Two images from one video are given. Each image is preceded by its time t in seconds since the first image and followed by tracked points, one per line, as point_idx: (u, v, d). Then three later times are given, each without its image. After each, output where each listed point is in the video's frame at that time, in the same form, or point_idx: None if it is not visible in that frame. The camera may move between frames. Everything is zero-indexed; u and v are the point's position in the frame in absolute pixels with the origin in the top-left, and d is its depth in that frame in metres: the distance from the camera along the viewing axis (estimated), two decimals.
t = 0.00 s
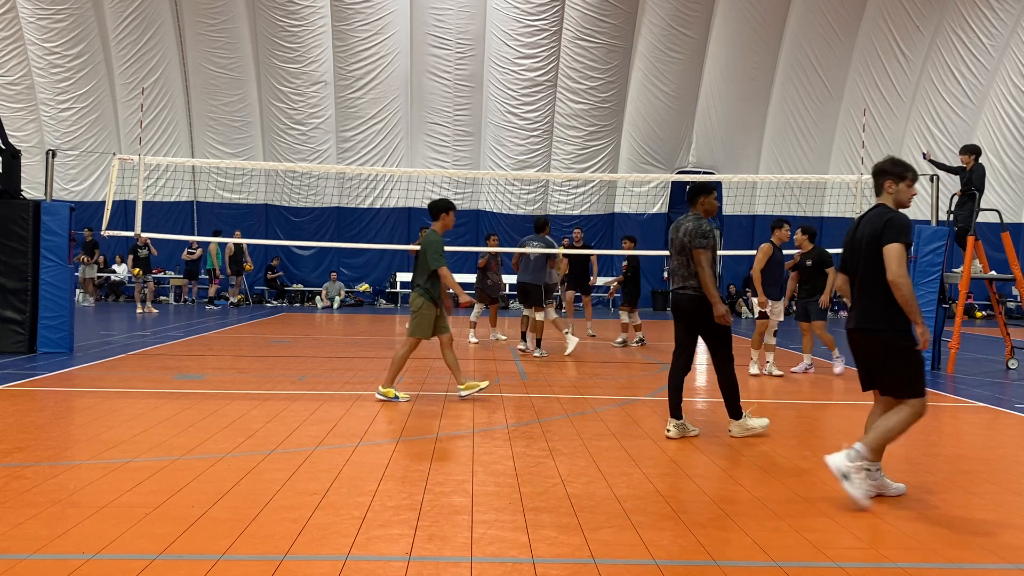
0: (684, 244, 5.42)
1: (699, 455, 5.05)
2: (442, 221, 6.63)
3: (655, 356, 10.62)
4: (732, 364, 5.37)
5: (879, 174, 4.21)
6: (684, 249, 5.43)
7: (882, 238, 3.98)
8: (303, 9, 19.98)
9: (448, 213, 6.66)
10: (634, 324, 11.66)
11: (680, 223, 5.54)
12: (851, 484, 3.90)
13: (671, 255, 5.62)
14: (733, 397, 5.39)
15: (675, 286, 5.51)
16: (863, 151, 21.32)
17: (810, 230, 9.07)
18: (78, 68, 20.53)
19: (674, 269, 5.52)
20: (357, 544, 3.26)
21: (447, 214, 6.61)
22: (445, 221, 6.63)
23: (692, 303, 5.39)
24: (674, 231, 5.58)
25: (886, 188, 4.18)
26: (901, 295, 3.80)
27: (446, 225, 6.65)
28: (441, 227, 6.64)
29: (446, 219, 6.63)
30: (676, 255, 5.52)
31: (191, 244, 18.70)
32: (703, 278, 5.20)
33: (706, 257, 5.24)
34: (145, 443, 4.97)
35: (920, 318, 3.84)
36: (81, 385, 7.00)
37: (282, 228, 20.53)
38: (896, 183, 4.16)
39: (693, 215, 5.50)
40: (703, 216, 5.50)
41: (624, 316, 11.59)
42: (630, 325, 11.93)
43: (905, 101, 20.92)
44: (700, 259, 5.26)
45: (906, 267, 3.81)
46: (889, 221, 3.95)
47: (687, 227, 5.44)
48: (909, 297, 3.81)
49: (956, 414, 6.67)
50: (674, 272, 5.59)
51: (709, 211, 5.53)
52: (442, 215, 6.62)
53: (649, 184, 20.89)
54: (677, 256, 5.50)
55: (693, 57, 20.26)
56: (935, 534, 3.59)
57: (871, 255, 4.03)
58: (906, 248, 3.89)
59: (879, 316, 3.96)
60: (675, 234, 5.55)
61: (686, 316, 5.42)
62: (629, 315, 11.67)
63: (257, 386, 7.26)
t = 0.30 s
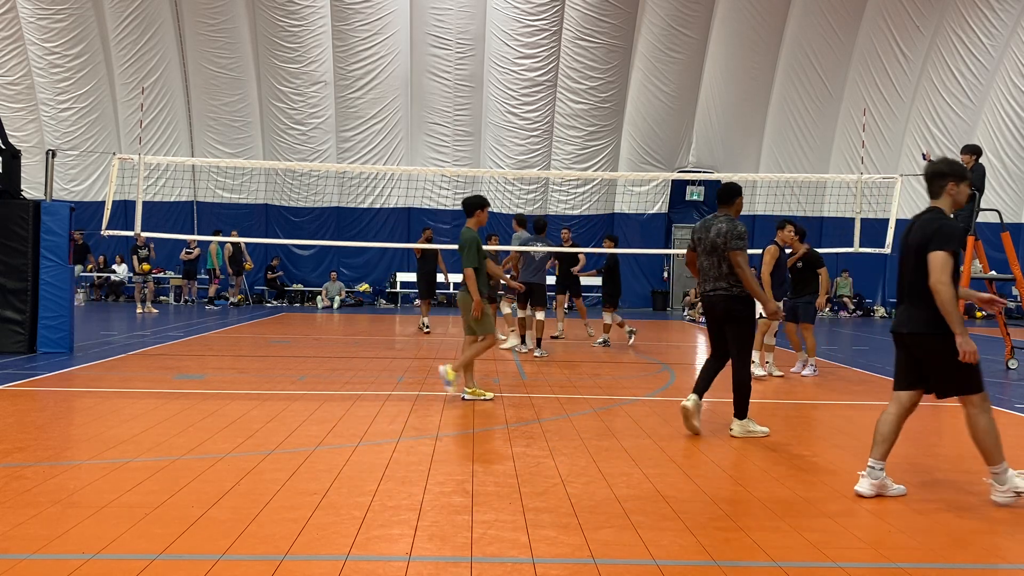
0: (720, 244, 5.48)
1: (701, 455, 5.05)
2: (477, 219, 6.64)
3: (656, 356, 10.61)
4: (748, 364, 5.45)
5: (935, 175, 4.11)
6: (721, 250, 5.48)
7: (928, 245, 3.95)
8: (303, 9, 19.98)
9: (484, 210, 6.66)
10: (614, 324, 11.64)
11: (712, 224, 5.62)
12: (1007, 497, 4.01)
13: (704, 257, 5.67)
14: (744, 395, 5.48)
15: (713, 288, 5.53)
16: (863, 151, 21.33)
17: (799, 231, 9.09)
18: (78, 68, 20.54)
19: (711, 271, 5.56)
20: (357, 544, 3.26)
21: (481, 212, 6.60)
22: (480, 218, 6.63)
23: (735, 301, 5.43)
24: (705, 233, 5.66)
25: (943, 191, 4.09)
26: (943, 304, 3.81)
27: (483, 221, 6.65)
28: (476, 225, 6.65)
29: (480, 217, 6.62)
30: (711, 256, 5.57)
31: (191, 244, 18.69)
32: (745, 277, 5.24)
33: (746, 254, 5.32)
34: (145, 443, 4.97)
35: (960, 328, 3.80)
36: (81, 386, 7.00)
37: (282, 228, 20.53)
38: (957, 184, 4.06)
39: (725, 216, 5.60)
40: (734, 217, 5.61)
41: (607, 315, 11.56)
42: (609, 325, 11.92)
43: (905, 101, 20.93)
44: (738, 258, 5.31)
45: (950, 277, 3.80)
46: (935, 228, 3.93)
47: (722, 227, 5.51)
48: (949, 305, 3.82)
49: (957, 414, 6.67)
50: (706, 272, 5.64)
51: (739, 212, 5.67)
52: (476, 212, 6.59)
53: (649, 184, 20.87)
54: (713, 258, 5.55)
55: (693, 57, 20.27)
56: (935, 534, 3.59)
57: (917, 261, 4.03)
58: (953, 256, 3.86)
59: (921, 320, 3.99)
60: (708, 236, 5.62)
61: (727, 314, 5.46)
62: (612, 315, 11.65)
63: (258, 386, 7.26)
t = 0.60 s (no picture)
0: (743, 242, 5.48)
1: (702, 454, 5.05)
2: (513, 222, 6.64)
3: (655, 356, 10.62)
4: (754, 365, 5.49)
5: (1016, 175, 4.06)
6: (744, 248, 5.47)
7: (1013, 249, 3.95)
8: (303, 9, 19.97)
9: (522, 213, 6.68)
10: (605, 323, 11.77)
11: (731, 222, 5.62)
12: (1020, 501, 3.99)
13: (721, 256, 5.64)
14: (748, 393, 5.48)
15: (734, 285, 5.49)
16: (863, 151, 21.34)
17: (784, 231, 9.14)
18: (78, 68, 20.55)
19: (732, 268, 5.52)
20: (357, 544, 3.26)
21: (519, 215, 6.59)
22: (517, 223, 6.62)
23: (752, 300, 5.44)
24: (724, 231, 5.65)
25: None
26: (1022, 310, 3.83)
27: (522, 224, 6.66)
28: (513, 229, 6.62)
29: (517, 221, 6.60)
30: (731, 254, 5.55)
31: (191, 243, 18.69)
32: (775, 272, 5.23)
33: (772, 252, 5.33)
34: (146, 443, 4.97)
35: None
36: (81, 386, 7.00)
37: (282, 228, 20.54)
38: None
39: (743, 214, 5.62)
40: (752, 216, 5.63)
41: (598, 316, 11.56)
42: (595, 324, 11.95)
43: (905, 101, 20.93)
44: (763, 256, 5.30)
45: None
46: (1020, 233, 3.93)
47: (741, 226, 5.51)
48: None
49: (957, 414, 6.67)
50: (723, 270, 5.63)
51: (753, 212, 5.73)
52: (513, 214, 6.57)
53: (649, 184, 20.85)
54: (735, 256, 5.53)
55: (693, 57, 20.27)
56: (934, 535, 3.59)
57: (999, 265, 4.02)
58: None
59: (996, 323, 4.01)
60: (727, 233, 5.60)
61: (748, 312, 5.43)
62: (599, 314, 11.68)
63: (258, 386, 7.26)
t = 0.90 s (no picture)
0: (751, 241, 5.49)
1: (701, 454, 5.05)
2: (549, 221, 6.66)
3: (655, 356, 10.61)
4: (757, 364, 5.48)
5: None
6: (752, 247, 5.48)
7: None
8: (303, 9, 19.96)
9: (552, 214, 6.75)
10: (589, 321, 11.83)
11: (737, 222, 5.62)
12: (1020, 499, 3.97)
13: (727, 255, 5.63)
14: (750, 392, 5.48)
15: (741, 284, 5.49)
16: (863, 151, 21.34)
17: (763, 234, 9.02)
18: (78, 68, 20.55)
19: (739, 267, 5.52)
20: (357, 544, 3.26)
21: (558, 214, 6.63)
22: (556, 221, 6.66)
23: (758, 298, 5.44)
24: (729, 230, 5.65)
25: None
26: None
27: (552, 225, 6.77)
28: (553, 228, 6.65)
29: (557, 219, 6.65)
30: (737, 253, 5.55)
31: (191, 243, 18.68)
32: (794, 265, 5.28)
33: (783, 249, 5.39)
34: (145, 443, 4.97)
35: None
36: (81, 386, 7.00)
37: (282, 228, 20.53)
38: None
39: (748, 214, 5.65)
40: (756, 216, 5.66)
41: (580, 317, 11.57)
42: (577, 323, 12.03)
43: (905, 101, 20.92)
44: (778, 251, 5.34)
45: None
46: None
47: (748, 225, 5.53)
48: None
49: (956, 414, 6.67)
50: (729, 268, 5.60)
51: (756, 212, 5.77)
52: (559, 214, 6.61)
53: (649, 184, 20.85)
54: (741, 254, 5.53)
55: (693, 57, 20.26)
56: (934, 534, 3.60)
57: None
58: None
59: None
60: (733, 233, 5.60)
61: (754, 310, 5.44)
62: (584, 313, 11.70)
63: (258, 386, 7.26)
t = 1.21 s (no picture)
0: (755, 240, 5.49)
1: (701, 454, 5.05)
2: (589, 223, 6.77)
3: (655, 356, 10.62)
4: (758, 364, 5.48)
5: None
6: (756, 246, 5.48)
7: None
8: (303, 9, 19.97)
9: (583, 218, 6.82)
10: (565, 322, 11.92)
11: (739, 221, 5.61)
12: None
13: (730, 255, 5.61)
14: (751, 392, 5.48)
15: (745, 283, 5.48)
16: (863, 151, 21.35)
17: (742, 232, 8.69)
18: (78, 68, 20.55)
19: (743, 267, 5.51)
20: (357, 544, 3.26)
21: (591, 217, 6.79)
22: (590, 224, 6.79)
23: (759, 298, 5.45)
24: (731, 230, 5.63)
25: None
26: None
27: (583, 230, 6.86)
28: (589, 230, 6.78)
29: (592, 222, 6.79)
30: (741, 252, 5.54)
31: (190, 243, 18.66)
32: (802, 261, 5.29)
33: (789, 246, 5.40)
34: (145, 443, 4.97)
35: None
36: (81, 386, 7.00)
37: (282, 228, 20.53)
38: None
39: (748, 213, 5.65)
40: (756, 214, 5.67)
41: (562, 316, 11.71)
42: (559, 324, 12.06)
43: (905, 101, 20.92)
44: (784, 249, 5.34)
45: None
46: None
47: (750, 224, 5.53)
48: None
49: (956, 414, 6.67)
50: (732, 268, 5.58)
51: (756, 211, 5.77)
52: (597, 219, 6.85)
53: (649, 184, 20.84)
54: (745, 253, 5.52)
55: (694, 57, 20.26)
56: (934, 534, 3.60)
57: None
58: None
59: None
60: (736, 232, 5.59)
61: (757, 310, 5.45)
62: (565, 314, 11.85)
63: (259, 386, 7.27)
